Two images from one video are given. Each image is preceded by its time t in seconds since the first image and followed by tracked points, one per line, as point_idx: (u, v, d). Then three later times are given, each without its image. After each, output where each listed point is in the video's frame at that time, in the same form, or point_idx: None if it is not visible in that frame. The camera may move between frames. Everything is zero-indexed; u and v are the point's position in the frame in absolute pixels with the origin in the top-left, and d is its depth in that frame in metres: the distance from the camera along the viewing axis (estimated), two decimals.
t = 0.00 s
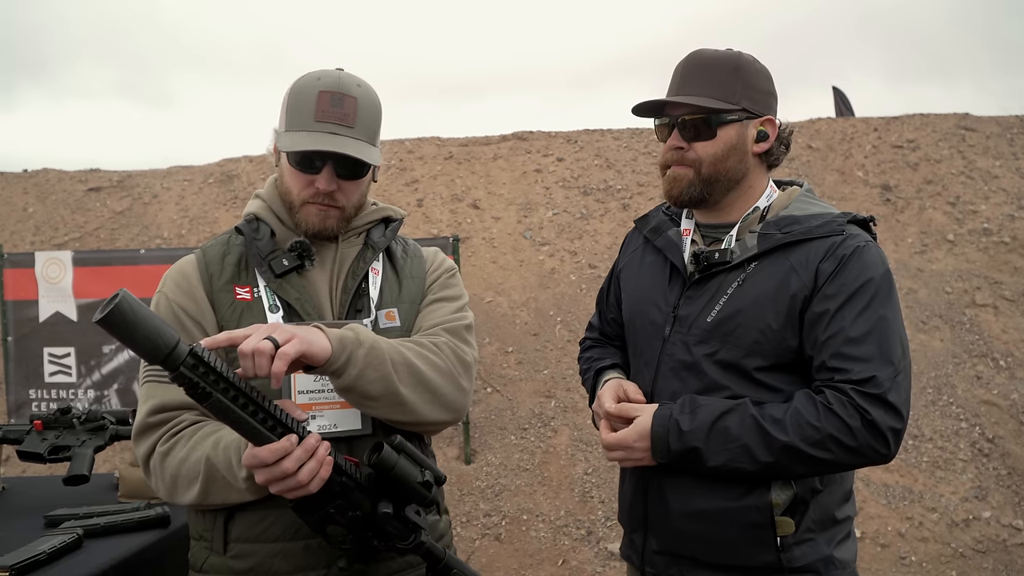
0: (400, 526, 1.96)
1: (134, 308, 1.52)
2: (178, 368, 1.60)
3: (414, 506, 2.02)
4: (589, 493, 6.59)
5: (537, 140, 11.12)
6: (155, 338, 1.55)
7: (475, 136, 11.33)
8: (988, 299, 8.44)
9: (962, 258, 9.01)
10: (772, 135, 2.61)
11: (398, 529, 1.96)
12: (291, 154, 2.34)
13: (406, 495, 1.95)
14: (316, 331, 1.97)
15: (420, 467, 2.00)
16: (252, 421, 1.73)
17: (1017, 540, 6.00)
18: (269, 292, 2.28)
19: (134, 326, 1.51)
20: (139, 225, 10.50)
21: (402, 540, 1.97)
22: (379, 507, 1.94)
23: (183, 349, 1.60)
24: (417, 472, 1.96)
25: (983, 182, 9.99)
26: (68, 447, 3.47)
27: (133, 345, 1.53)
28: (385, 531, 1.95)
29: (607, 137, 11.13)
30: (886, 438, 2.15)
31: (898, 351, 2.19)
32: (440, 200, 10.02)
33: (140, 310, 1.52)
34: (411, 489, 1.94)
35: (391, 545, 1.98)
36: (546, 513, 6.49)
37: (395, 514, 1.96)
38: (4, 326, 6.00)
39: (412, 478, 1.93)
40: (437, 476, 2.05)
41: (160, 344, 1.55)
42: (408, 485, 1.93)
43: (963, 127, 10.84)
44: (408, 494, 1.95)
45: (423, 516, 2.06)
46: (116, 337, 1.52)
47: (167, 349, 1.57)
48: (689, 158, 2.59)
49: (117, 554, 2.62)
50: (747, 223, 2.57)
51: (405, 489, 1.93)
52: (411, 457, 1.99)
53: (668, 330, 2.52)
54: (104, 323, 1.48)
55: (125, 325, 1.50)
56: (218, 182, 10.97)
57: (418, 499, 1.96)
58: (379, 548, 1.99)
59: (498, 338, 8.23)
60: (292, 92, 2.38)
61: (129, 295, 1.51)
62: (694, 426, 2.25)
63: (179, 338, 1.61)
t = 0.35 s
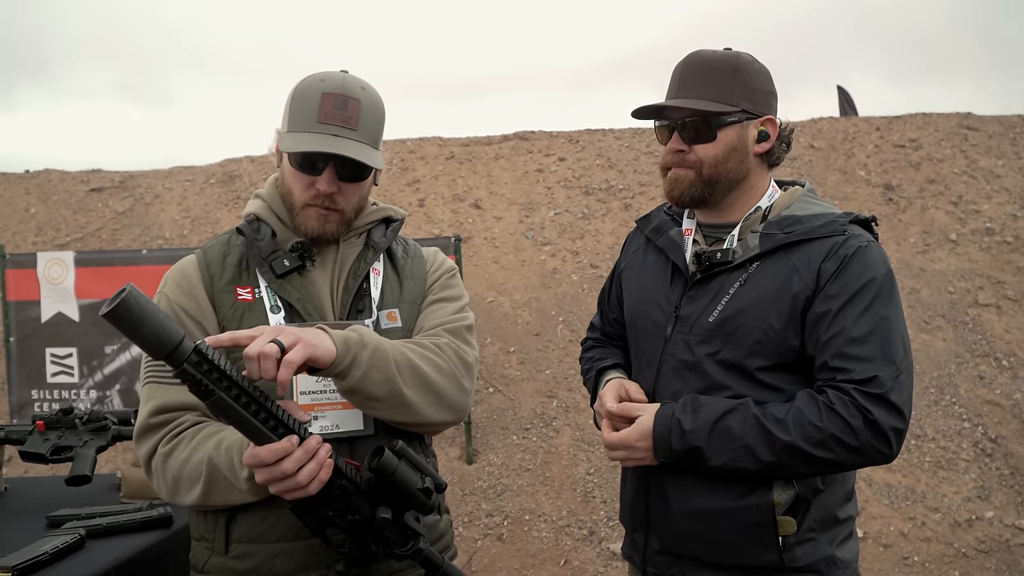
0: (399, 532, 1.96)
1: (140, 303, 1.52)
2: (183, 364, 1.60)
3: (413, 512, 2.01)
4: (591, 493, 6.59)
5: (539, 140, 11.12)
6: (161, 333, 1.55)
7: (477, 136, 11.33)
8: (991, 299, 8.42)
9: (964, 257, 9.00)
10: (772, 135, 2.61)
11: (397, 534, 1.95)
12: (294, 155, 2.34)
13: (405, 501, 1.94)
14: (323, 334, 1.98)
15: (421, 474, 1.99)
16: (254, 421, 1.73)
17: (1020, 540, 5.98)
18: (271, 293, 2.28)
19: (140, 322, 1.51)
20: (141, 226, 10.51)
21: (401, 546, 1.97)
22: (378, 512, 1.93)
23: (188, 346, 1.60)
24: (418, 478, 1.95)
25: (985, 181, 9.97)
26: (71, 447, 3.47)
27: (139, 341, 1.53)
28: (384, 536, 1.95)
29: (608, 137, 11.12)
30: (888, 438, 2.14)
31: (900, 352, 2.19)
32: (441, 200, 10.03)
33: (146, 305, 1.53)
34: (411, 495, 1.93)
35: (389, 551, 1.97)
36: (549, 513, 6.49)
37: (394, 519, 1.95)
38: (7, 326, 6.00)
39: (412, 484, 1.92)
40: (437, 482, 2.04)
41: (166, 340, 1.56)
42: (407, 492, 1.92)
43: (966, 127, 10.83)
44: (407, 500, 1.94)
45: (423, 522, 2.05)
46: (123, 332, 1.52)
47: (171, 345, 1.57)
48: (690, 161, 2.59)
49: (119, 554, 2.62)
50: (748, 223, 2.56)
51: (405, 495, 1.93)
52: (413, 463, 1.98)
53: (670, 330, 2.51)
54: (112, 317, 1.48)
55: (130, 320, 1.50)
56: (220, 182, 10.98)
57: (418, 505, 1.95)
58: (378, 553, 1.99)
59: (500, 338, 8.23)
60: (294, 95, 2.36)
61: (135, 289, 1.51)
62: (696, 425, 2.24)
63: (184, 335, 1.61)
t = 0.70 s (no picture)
0: (401, 531, 1.95)
1: (142, 304, 1.52)
2: (185, 365, 1.60)
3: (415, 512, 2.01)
4: (592, 493, 6.59)
5: (541, 139, 11.11)
6: (164, 334, 1.54)
7: (479, 135, 11.32)
8: (994, 298, 8.41)
9: (967, 256, 8.98)
10: (774, 134, 2.61)
11: (399, 533, 1.95)
12: (293, 142, 2.35)
13: (408, 500, 1.94)
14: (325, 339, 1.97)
15: (423, 472, 1.99)
16: (257, 421, 1.73)
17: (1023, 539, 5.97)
18: (272, 291, 2.27)
19: (142, 323, 1.50)
20: (142, 225, 10.52)
21: (403, 545, 1.96)
22: (381, 511, 1.93)
23: (191, 347, 1.60)
24: (420, 477, 1.94)
25: (987, 180, 9.95)
26: (72, 446, 3.46)
27: (141, 342, 1.53)
28: (386, 536, 1.95)
29: (610, 136, 11.11)
30: (891, 437, 2.14)
31: (903, 351, 2.18)
32: (443, 199, 10.03)
33: (148, 306, 1.52)
34: (414, 495, 1.93)
35: (391, 550, 1.97)
36: (550, 513, 6.49)
37: (396, 519, 1.95)
38: (8, 325, 6.01)
39: (414, 484, 1.92)
40: (439, 481, 2.04)
41: (167, 341, 1.55)
42: (410, 491, 1.92)
43: (968, 126, 10.80)
44: (409, 499, 1.94)
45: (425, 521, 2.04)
46: (124, 332, 1.51)
47: (174, 346, 1.57)
48: (691, 160, 2.58)
49: (121, 554, 2.61)
50: (751, 222, 2.56)
51: (407, 495, 1.93)
52: (415, 463, 1.98)
53: (672, 329, 2.51)
54: (113, 318, 1.48)
55: (132, 322, 1.49)
56: (222, 181, 10.98)
57: (420, 505, 1.95)
58: (379, 552, 1.98)
59: (502, 338, 8.22)
60: (296, 81, 2.37)
61: (138, 291, 1.51)
62: (698, 424, 2.24)
63: (187, 335, 1.61)
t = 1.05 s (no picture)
0: (403, 530, 1.95)
1: (145, 302, 1.51)
2: (188, 364, 1.59)
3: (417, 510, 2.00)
4: (594, 491, 6.58)
5: (542, 137, 11.09)
6: (166, 333, 1.54)
7: (480, 133, 11.31)
8: (996, 297, 8.39)
9: (969, 255, 8.97)
10: (777, 132, 2.60)
11: (401, 532, 1.94)
12: (297, 137, 2.35)
13: (410, 499, 1.93)
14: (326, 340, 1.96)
15: (425, 471, 1.98)
16: (259, 419, 1.73)
17: None
18: (273, 290, 2.27)
19: (145, 321, 1.50)
20: (143, 223, 10.52)
21: (405, 543, 1.96)
22: (383, 510, 1.93)
23: (193, 345, 1.60)
24: (422, 476, 1.94)
25: (990, 179, 9.93)
26: (74, 444, 3.46)
27: (144, 340, 1.52)
28: (388, 534, 1.94)
29: (612, 135, 11.10)
30: (894, 436, 2.13)
31: (906, 349, 2.17)
32: (445, 197, 10.02)
33: (151, 304, 1.52)
34: (416, 493, 1.92)
35: (393, 548, 1.96)
36: (552, 511, 6.49)
37: (398, 517, 1.94)
38: (10, 322, 6.01)
39: (417, 482, 1.92)
40: (441, 480, 2.04)
41: (170, 339, 1.55)
42: (412, 490, 1.92)
43: (971, 124, 10.78)
44: (411, 498, 1.93)
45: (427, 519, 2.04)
46: (127, 331, 1.51)
47: (176, 345, 1.56)
48: (693, 158, 2.58)
49: (122, 553, 2.61)
50: (753, 221, 2.56)
51: (410, 493, 1.92)
52: (417, 461, 1.98)
53: (674, 327, 2.50)
54: (116, 316, 1.48)
55: (135, 320, 1.49)
56: (223, 179, 10.97)
57: (423, 503, 1.95)
58: (381, 551, 1.98)
59: (503, 336, 8.22)
60: (302, 76, 2.37)
61: (140, 289, 1.50)
62: (700, 423, 2.23)
63: (189, 334, 1.60)
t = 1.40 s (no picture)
0: (407, 529, 1.94)
1: (148, 302, 1.51)
2: (191, 364, 1.59)
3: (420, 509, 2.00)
4: (596, 491, 6.57)
5: (544, 136, 11.08)
6: (169, 332, 1.53)
7: (482, 133, 11.30)
8: (999, 297, 8.37)
9: (972, 255, 8.94)
10: (782, 131, 2.58)
11: (405, 532, 1.94)
12: (301, 136, 2.35)
13: (414, 499, 1.93)
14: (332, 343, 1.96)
15: (428, 470, 1.98)
16: (262, 419, 1.72)
17: None
18: (276, 290, 2.26)
19: (147, 321, 1.49)
20: (146, 222, 10.53)
21: (409, 543, 1.96)
22: (387, 509, 1.92)
23: (197, 345, 1.59)
24: (426, 476, 1.94)
25: (993, 178, 9.91)
26: (76, 443, 3.45)
27: (147, 339, 1.52)
28: (392, 534, 1.94)
29: (614, 134, 11.08)
30: (900, 436, 2.12)
31: (912, 349, 2.16)
32: (447, 196, 10.02)
33: (154, 304, 1.51)
34: (420, 493, 1.92)
35: (397, 548, 1.96)
36: (554, 511, 6.48)
37: (402, 517, 1.94)
38: (13, 322, 6.02)
39: (420, 482, 1.92)
40: (445, 479, 2.04)
41: (174, 339, 1.54)
42: (416, 490, 1.91)
43: (974, 124, 10.75)
44: (415, 497, 1.93)
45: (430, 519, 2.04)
46: (131, 331, 1.50)
47: (180, 345, 1.56)
48: (698, 157, 2.57)
49: (125, 552, 2.61)
50: (758, 220, 2.55)
51: (414, 493, 1.92)
52: (421, 461, 1.97)
53: (679, 327, 2.49)
54: (120, 316, 1.47)
55: (138, 320, 1.48)
56: (226, 179, 10.97)
57: (426, 503, 1.94)
58: (385, 551, 1.97)
59: (506, 336, 8.21)
60: (303, 75, 2.36)
61: (144, 289, 1.50)
62: (705, 423, 2.22)
63: (192, 334, 1.60)
